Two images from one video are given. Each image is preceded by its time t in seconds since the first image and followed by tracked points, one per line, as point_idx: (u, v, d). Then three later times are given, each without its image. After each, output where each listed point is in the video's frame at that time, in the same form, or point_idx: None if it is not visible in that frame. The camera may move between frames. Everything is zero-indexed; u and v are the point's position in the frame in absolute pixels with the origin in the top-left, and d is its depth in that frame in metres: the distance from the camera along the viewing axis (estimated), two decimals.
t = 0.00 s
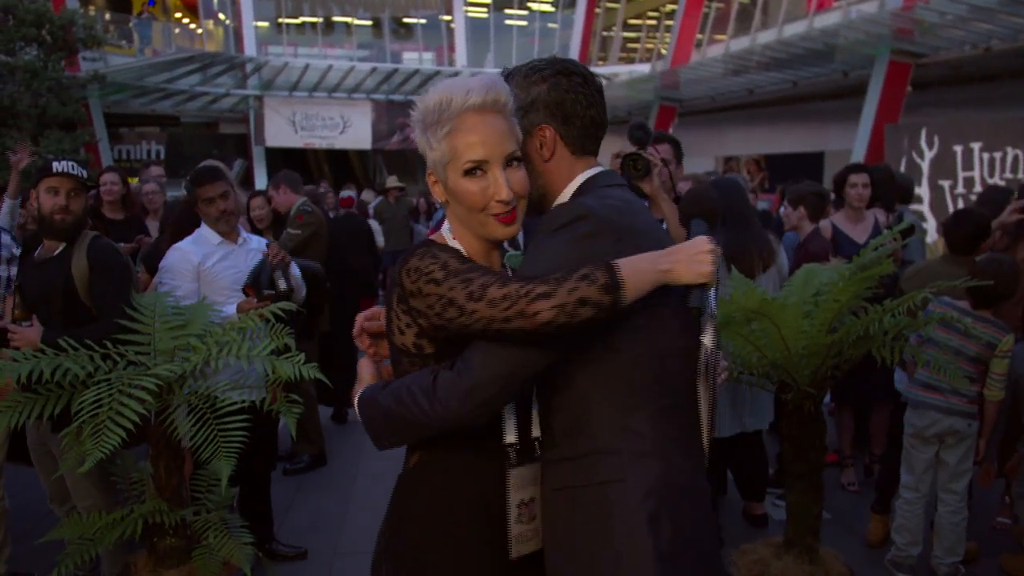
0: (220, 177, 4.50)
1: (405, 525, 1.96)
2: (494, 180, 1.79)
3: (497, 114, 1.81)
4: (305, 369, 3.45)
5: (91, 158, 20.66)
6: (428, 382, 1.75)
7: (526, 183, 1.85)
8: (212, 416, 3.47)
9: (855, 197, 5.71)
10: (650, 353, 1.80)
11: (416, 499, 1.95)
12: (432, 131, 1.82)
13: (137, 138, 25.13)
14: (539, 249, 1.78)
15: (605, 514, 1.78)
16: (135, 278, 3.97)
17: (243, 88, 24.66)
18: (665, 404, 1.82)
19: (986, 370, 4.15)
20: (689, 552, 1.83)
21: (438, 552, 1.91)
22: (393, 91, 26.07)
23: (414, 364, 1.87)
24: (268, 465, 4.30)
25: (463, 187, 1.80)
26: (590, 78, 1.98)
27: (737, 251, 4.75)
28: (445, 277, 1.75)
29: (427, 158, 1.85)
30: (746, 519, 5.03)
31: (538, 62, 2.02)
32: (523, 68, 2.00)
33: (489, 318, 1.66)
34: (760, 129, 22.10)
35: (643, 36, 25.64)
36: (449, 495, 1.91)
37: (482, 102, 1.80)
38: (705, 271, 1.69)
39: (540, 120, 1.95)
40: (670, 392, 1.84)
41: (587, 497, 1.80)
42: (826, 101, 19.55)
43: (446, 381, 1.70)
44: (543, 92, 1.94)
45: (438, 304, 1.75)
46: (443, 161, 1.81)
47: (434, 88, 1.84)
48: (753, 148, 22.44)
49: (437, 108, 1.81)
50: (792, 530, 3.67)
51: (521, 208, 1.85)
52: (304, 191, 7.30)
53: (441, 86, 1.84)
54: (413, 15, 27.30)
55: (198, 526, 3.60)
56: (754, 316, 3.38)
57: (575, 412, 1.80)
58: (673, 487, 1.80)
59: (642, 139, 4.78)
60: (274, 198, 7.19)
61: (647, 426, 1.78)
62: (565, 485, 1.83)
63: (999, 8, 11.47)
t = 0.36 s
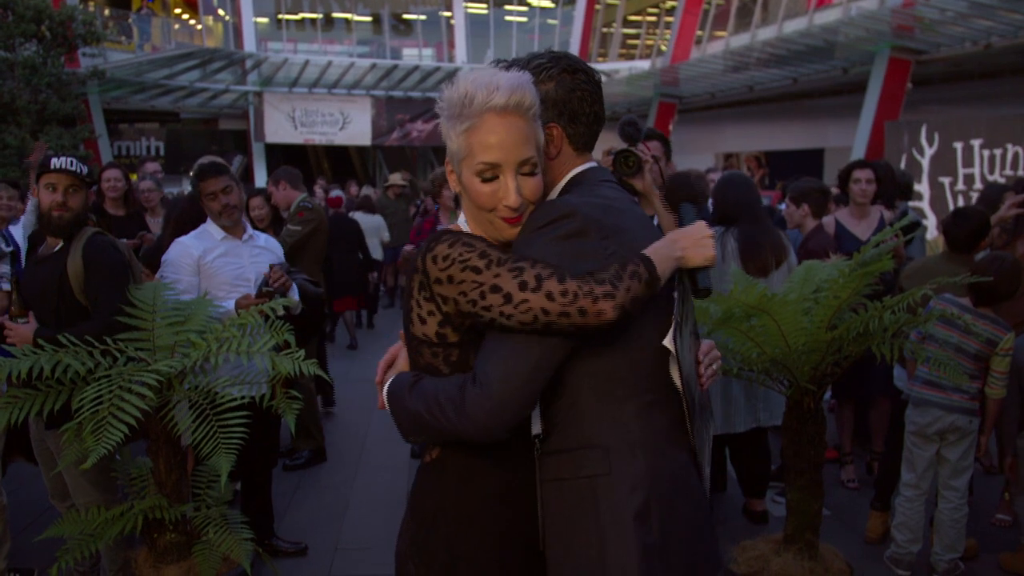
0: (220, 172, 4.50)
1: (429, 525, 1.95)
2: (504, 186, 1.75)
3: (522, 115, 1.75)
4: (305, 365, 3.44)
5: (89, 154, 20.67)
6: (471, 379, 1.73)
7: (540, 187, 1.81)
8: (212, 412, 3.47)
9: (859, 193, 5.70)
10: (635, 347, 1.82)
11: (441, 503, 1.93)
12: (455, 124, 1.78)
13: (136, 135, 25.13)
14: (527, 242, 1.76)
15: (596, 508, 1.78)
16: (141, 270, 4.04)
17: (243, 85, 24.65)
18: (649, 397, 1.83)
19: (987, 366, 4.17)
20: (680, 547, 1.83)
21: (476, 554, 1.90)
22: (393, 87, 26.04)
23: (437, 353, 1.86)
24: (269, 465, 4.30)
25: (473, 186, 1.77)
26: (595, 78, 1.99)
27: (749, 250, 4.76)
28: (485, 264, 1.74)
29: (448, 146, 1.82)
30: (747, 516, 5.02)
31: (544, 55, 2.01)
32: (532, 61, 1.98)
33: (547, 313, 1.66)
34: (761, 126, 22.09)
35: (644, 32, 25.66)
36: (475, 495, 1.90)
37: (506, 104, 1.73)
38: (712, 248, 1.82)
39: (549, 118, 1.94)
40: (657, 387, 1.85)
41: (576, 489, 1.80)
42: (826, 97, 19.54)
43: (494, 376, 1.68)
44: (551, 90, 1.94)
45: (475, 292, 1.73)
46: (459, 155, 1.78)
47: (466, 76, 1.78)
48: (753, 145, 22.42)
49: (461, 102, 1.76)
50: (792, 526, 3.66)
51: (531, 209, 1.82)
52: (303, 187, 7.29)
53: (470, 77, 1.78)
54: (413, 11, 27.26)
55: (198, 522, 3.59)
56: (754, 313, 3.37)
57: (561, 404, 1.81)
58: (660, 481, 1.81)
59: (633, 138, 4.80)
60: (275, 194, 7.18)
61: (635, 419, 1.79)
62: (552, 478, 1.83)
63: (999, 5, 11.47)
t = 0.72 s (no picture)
0: (219, 172, 4.55)
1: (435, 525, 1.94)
2: (503, 188, 1.76)
3: (522, 116, 1.74)
4: (305, 364, 3.44)
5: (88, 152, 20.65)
6: (482, 389, 1.72)
7: (538, 188, 1.82)
8: (210, 410, 3.46)
9: (869, 190, 5.71)
10: (640, 346, 1.82)
11: (446, 503, 1.92)
12: (453, 122, 1.77)
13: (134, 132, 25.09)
14: (527, 239, 1.76)
15: (603, 506, 1.78)
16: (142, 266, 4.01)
17: (241, 82, 24.62)
18: (650, 395, 1.83)
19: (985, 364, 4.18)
20: (682, 544, 1.84)
21: (486, 556, 1.89)
22: (391, 85, 26.02)
23: (440, 351, 1.85)
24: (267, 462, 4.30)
25: (472, 186, 1.77)
26: (589, 75, 2.01)
27: (755, 246, 4.74)
28: (485, 269, 1.72)
29: (446, 145, 1.82)
30: (745, 514, 5.02)
31: (541, 50, 2.02)
32: (530, 55, 1.99)
33: (544, 334, 1.67)
34: (759, 124, 22.08)
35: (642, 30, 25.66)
36: (484, 496, 1.89)
37: (506, 105, 1.72)
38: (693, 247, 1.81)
39: (550, 113, 1.95)
40: (659, 385, 1.86)
41: (582, 489, 1.80)
42: (824, 96, 19.54)
43: (511, 385, 1.68)
44: (552, 85, 1.96)
45: (475, 295, 1.73)
46: (458, 154, 1.78)
47: (466, 74, 1.77)
48: (752, 143, 22.41)
49: (461, 99, 1.75)
50: (791, 524, 3.65)
51: (528, 210, 1.82)
52: (302, 185, 7.29)
53: (471, 72, 1.77)
54: (412, 8, 27.24)
55: (196, 520, 3.59)
56: (753, 311, 3.38)
57: (559, 406, 1.80)
58: (664, 478, 1.82)
59: (625, 137, 4.79)
60: (273, 191, 7.17)
61: (638, 417, 1.80)
62: (558, 476, 1.83)
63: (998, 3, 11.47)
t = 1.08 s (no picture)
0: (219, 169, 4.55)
1: (435, 526, 1.93)
2: (499, 188, 1.76)
3: (517, 117, 1.74)
4: (304, 362, 3.44)
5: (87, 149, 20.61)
6: (482, 393, 1.72)
7: (534, 187, 1.81)
8: (210, 408, 3.46)
9: (886, 189, 5.79)
10: (640, 346, 1.82)
11: (446, 503, 1.92)
12: (448, 123, 1.77)
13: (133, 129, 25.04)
14: (522, 238, 1.76)
15: (604, 506, 1.78)
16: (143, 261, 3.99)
17: (241, 80, 24.59)
18: (651, 395, 1.83)
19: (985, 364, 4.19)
20: (684, 543, 1.84)
21: (488, 556, 1.89)
22: (390, 83, 26.00)
23: (438, 352, 1.86)
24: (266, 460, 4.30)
25: (468, 187, 1.77)
26: (584, 71, 2.01)
27: (755, 244, 4.75)
28: (481, 271, 1.72)
29: (441, 146, 1.81)
30: (745, 513, 5.02)
31: (535, 47, 2.02)
32: (524, 52, 1.99)
33: (543, 335, 1.67)
34: (758, 123, 22.08)
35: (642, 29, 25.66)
36: (484, 496, 1.89)
37: (501, 105, 1.72)
38: (686, 243, 1.83)
39: (545, 111, 1.95)
40: (659, 384, 1.86)
41: (583, 488, 1.80)
42: (824, 95, 19.54)
43: (511, 387, 1.68)
44: (546, 83, 1.95)
45: (472, 297, 1.73)
46: (454, 155, 1.77)
47: (461, 75, 1.77)
48: (751, 141, 22.40)
49: (457, 100, 1.74)
50: (790, 524, 3.65)
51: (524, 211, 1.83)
52: (301, 183, 7.28)
53: (465, 73, 1.77)
54: (411, 6, 27.22)
55: (195, 518, 3.58)
56: (752, 310, 3.38)
57: (559, 408, 1.80)
58: (665, 478, 1.82)
59: (621, 136, 4.81)
60: (273, 189, 7.17)
61: (638, 417, 1.80)
62: (559, 477, 1.83)
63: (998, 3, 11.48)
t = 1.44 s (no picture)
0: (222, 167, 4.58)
1: (433, 525, 1.93)
2: (494, 182, 1.75)
3: (508, 110, 1.74)
4: (304, 360, 3.44)
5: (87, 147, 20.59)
6: (480, 394, 1.72)
7: (531, 181, 1.81)
8: (211, 406, 3.45)
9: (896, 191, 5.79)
10: (641, 345, 1.82)
11: (445, 502, 1.92)
12: (440, 121, 1.77)
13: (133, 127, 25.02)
14: (523, 240, 1.75)
15: (604, 505, 1.79)
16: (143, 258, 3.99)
17: (241, 78, 24.57)
18: (653, 395, 1.83)
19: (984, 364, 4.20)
20: (684, 544, 1.85)
21: (488, 555, 1.89)
22: (391, 82, 25.99)
23: (436, 354, 1.85)
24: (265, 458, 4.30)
25: (465, 184, 1.77)
26: (584, 71, 2.01)
27: (754, 245, 4.75)
28: (475, 279, 1.73)
29: (435, 146, 1.81)
30: (744, 513, 5.02)
31: (533, 46, 2.03)
32: (522, 53, 2.00)
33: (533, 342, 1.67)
34: (759, 123, 22.06)
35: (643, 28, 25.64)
36: (482, 496, 1.89)
37: (492, 98, 1.73)
38: (687, 238, 1.78)
39: (543, 110, 1.95)
40: (660, 384, 1.86)
41: (584, 488, 1.80)
42: (825, 95, 19.53)
43: (507, 390, 1.69)
44: (545, 82, 1.96)
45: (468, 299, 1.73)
46: (447, 153, 1.77)
47: (448, 73, 1.77)
48: (752, 141, 22.39)
49: (447, 97, 1.75)
50: (790, 524, 3.65)
51: (523, 206, 1.82)
52: (301, 181, 7.28)
53: (454, 71, 1.78)
54: (412, 5, 27.21)
55: (195, 516, 3.58)
56: (754, 310, 3.38)
57: (560, 408, 1.80)
58: (666, 478, 1.82)
59: (620, 136, 4.80)
60: (273, 187, 7.16)
61: (638, 417, 1.80)
62: (559, 477, 1.83)
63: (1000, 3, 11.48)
